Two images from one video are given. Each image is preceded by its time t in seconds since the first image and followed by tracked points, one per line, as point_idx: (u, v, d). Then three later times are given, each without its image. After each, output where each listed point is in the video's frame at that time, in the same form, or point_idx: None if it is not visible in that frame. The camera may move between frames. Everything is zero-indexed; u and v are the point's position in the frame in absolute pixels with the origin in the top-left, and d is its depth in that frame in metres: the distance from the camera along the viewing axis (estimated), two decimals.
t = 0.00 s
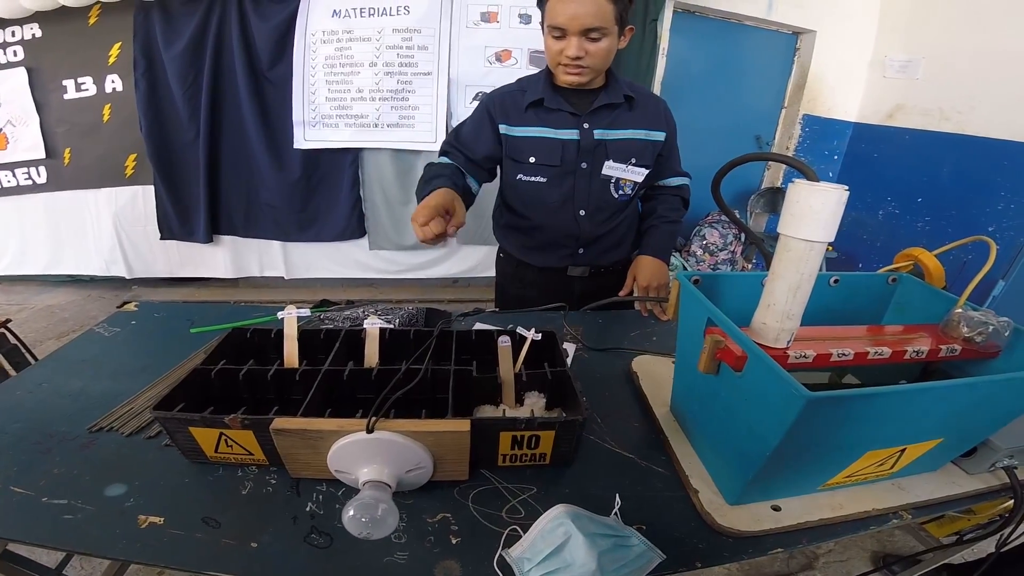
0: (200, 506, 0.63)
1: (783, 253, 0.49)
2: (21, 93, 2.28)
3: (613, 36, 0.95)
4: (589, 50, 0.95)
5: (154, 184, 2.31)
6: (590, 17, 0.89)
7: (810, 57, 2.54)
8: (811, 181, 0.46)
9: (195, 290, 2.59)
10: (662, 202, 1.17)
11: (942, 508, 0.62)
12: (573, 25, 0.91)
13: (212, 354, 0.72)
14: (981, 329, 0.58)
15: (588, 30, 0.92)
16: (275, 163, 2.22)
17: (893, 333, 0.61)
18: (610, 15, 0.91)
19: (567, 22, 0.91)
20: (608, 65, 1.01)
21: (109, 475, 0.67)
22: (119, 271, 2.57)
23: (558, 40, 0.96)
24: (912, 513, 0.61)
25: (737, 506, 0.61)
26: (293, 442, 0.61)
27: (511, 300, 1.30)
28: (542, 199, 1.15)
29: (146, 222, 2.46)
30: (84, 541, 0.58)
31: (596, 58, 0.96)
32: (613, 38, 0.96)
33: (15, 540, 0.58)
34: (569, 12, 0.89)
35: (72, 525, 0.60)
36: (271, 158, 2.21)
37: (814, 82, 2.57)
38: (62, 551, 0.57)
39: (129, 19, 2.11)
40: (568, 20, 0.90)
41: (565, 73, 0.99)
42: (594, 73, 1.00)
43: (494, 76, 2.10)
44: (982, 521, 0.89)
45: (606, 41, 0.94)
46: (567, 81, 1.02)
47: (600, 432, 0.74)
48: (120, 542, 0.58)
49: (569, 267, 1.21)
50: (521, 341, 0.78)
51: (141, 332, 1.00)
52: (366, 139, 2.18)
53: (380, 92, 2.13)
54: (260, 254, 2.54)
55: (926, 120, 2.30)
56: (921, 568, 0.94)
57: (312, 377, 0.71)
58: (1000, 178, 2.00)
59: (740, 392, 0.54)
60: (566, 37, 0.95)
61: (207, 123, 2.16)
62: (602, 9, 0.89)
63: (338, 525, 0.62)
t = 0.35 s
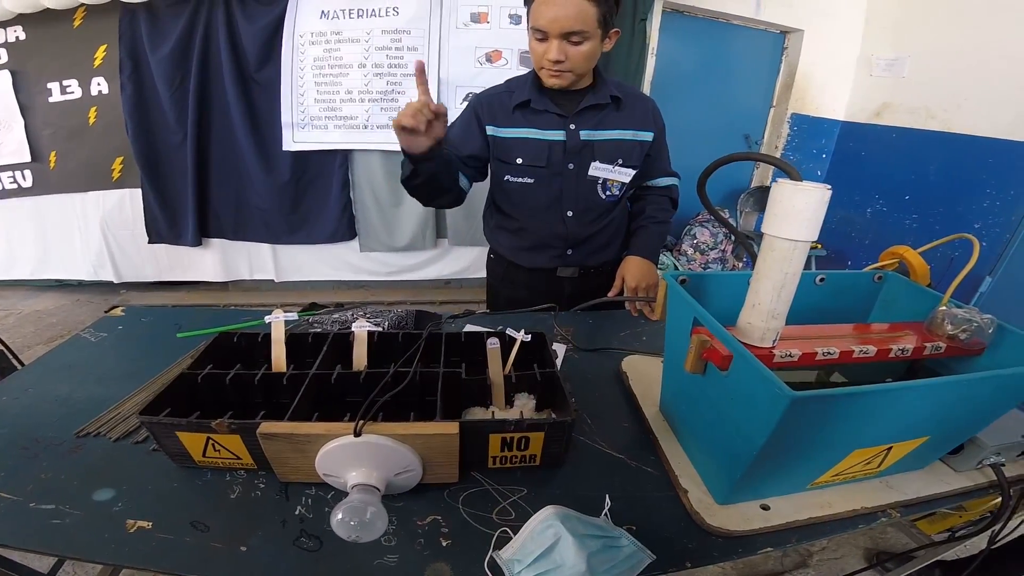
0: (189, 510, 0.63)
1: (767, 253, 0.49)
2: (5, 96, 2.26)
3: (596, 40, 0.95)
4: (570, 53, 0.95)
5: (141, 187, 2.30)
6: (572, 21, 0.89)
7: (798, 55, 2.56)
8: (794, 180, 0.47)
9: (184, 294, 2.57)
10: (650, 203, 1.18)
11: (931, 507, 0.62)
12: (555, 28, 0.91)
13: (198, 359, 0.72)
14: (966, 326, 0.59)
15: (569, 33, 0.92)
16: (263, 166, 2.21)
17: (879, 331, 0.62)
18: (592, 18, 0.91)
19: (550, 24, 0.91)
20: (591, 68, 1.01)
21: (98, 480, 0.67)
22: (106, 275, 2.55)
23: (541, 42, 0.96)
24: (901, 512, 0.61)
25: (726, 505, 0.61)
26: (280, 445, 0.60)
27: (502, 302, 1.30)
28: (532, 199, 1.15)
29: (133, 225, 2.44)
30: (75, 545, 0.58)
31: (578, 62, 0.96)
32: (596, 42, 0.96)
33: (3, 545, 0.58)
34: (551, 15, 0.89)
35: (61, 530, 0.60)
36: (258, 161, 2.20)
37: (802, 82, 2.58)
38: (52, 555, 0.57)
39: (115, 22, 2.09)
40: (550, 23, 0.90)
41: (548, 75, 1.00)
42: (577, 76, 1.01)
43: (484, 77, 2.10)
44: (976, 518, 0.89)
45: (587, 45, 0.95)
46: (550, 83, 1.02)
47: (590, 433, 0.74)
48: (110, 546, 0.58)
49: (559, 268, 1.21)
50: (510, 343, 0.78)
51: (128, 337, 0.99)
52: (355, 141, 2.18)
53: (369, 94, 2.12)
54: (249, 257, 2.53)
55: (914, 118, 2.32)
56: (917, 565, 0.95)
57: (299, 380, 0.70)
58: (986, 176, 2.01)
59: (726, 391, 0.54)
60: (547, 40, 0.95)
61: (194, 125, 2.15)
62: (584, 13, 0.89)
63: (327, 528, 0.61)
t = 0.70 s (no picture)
0: (145, 520, 0.60)
1: (724, 253, 0.49)
2: None
3: (563, 42, 0.95)
4: (539, 57, 0.94)
5: (94, 192, 2.20)
6: (539, 24, 0.89)
7: (760, 56, 2.59)
8: (750, 179, 0.47)
9: (144, 301, 2.48)
10: (614, 203, 1.18)
11: (889, 503, 0.63)
12: (522, 32, 0.90)
13: (146, 369, 0.69)
14: (918, 323, 0.60)
15: (537, 36, 0.92)
16: (224, 167, 2.15)
17: (836, 328, 0.63)
18: (559, 22, 0.91)
19: (516, 28, 0.90)
20: (558, 69, 1.01)
21: (45, 492, 0.63)
22: (59, 283, 2.44)
23: (509, 46, 0.95)
24: (861, 510, 0.62)
25: (691, 506, 0.61)
26: (233, 456, 0.58)
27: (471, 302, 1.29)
28: (499, 198, 1.14)
29: (87, 231, 2.34)
30: (23, 558, 0.55)
31: (547, 64, 0.96)
32: (563, 44, 0.95)
33: None
34: (517, 19, 0.88)
35: (5, 544, 0.56)
36: (219, 163, 2.13)
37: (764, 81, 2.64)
38: None
39: (64, 19, 2.00)
40: (518, 26, 0.89)
41: (517, 79, 0.99)
42: (546, 78, 1.00)
43: (452, 77, 2.08)
44: (934, 511, 0.92)
45: (555, 47, 0.94)
46: (520, 86, 1.02)
47: (557, 435, 0.74)
48: (58, 560, 0.55)
49: (526, 265, 1.21)
50: (476, 347, 0.77)
51: (76, 347, 0.94)
52: (319, 141, 2.13)
53: (333, 94, 2.08)
54: (210, 262, 2.46)
55: (869, 116, 2.41)
56: (880, 559, 0.96)
57: (254, 389, 0.68)
58: (938, 173, 2.13)
59: (686, 392, 0.54)
60: (515, 44, 0.94)
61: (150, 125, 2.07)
62: (551, 16, 0.89)
63: (288, 536, 0.59)
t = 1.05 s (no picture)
0: (135, 521, 0.59)
1: (723, 253, 0.49)
2: None
3: (561, 39, 0.94)
4: (537, 54, 0.94)
5: (88, 188, 2.18)
6: (538, 21, 0.88)
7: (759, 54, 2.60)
8: (749, 179, 0.46)
9: (137, 298, 2.46)
10: (611, 201, 1.18)
11: (885, 504, 0.63)
12: (522, 29, 0.90)
13: (138, 367, 0.68)
14: (916, 325, 0.60)
15: (536, 33, 0.91)
16: (219, 164, 2.13)
17: (834, 330, 0.62)
18: (558, 19, 0.90)
19: (515, 25, 0.89)
20: (556, 66, 1.01)
21: (34, 492, 0.62)
22: (51, 279, 2.41)
23: (508, 43, 0.95)
24: (857, 511, 0.62)
25: (687, 507, 0.61)
26: (225, 456, 0.57)
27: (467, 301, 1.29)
28: (497, 197, 1.13)
29: (81, 228, 2.32)
30: (10, 559, 0.54)
31: (546, 61, 0.96)
32: (562, 42, 0.95)
33: None
34: (516, 16, 0.88)
35: None
36: (214, 160, 2.11)
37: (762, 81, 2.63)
38: None
39: (59, 15, 1.99)
40: (517, 23, 0.89)
41: (516, 75, 0.99)
42: (545, 76, 1.00)
43: (450, 75, 2.07)
44: (928, 512, 0.92)
45: (553, 45, 0.94)
46: (519, 83, 1.01)
47: (553, 435, 0.73)
48: (47, 561, 0.54)
49: (524, 264, 1.21)
50: (473, 347, 0.76)
51: (68, 344, 0.93)
52: (315, 138, 2.12)
53: (330, 91, 2.07)
54: (204, 259, 2.44)
55: (866, 118, 2.42)
56: (875, 560, 0.97)
57: (248, 388, 0.67)
58: (933, 174, 2.14)
59: (684, 393, 0.54)
60: (514, 41, 0.93)
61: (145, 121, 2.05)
62: (550, 13, 0.88)
63: (281, 537, 0.58)
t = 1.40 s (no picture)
0: (123, 522, 0.58)
1: (716, 254, 0.49)
2: None
3: (553, 32, 0.94)
4: (528, 46, 0.94)
5: (77, 184, 2.15)
6: (528, 12, 0.88)
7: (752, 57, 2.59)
8: (743, 179, 0.46)
9: (127, 296, 2.43)
10: (604, 200, 1.18)
11: (876, 504, 0.64)
12: (512, 20, 0.89)
13: (125, 366, 0.67)
14: (906, 325, 0.61)
15: (527, 25, 0.91)
16: (210, 161, 2.11)
17: (825, 329, 0.63)
18: (549, 10, 0.90)
19: (506, 16, 0.89)
20: (549, 61, 1.00)
21: (19, 493, 0.61)
22: (39, 276, 2.38)
23: (499, 34, 0.95)
24: (848, 510, 0.62)
25: (680, 507, 0.61)
26: (214, 457, 0.57)
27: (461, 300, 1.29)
28: (491, 196, 1.13)
29: (70, 225, 2.29)
30: None
31: (535, 54, 0.95)
32: (554, 35, 0.95)
33: None
34: (507, 6, 0.88)
35: None
36: (206, 157, 2.09)
37: (756, 81, 2.64)
38: None
39: (49, 11, 1.96)
40: (508, 13, 0.89)
41: (506, 68, 0.98)
42: (535, 70, 0.99)
43: (445, 72, 2.06)
44: (918, 511, 0.93)
45: (545, 36, 0.93)
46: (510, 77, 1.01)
47: (546, 434, 0.73)
48: (32, 563, 0.53)
49: (517, 264, 1.20)
50: (465, 346, 0.76)
51: (55, 343, 0.92)
52: (308, 136, 2.10)
53: (324, 88, 2.05)
54: (195, 256, 2.41)
55: (859, 118, 2.43)
56: (867, 558, 0.97)
57: (237, 388, 0.66)
58: (925, 174, 2.16)
59: (677, 392, 0.54)
60: (505, 32, 0.93)
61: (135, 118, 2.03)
62: (541, 4, 0.88)
63: (271, 538, 0.58)
